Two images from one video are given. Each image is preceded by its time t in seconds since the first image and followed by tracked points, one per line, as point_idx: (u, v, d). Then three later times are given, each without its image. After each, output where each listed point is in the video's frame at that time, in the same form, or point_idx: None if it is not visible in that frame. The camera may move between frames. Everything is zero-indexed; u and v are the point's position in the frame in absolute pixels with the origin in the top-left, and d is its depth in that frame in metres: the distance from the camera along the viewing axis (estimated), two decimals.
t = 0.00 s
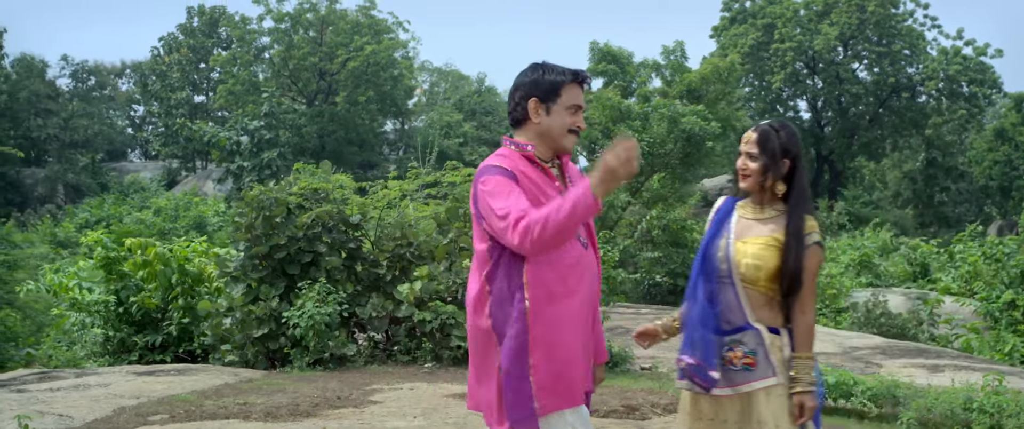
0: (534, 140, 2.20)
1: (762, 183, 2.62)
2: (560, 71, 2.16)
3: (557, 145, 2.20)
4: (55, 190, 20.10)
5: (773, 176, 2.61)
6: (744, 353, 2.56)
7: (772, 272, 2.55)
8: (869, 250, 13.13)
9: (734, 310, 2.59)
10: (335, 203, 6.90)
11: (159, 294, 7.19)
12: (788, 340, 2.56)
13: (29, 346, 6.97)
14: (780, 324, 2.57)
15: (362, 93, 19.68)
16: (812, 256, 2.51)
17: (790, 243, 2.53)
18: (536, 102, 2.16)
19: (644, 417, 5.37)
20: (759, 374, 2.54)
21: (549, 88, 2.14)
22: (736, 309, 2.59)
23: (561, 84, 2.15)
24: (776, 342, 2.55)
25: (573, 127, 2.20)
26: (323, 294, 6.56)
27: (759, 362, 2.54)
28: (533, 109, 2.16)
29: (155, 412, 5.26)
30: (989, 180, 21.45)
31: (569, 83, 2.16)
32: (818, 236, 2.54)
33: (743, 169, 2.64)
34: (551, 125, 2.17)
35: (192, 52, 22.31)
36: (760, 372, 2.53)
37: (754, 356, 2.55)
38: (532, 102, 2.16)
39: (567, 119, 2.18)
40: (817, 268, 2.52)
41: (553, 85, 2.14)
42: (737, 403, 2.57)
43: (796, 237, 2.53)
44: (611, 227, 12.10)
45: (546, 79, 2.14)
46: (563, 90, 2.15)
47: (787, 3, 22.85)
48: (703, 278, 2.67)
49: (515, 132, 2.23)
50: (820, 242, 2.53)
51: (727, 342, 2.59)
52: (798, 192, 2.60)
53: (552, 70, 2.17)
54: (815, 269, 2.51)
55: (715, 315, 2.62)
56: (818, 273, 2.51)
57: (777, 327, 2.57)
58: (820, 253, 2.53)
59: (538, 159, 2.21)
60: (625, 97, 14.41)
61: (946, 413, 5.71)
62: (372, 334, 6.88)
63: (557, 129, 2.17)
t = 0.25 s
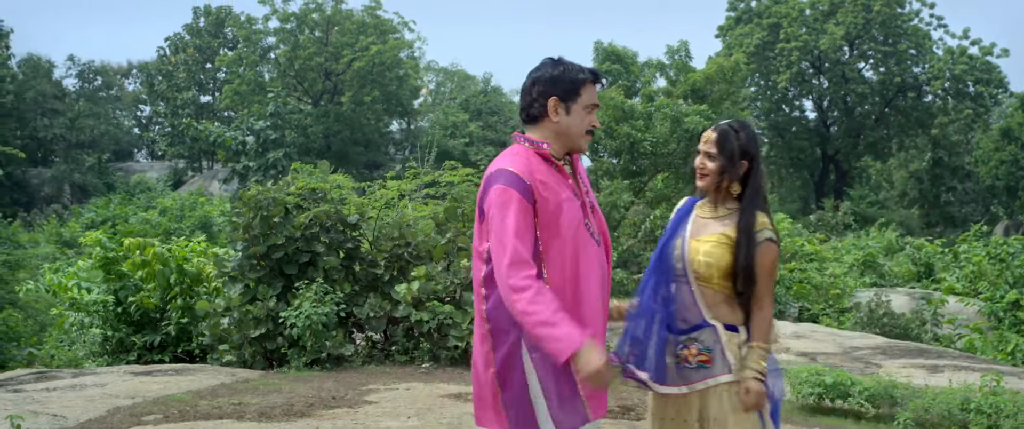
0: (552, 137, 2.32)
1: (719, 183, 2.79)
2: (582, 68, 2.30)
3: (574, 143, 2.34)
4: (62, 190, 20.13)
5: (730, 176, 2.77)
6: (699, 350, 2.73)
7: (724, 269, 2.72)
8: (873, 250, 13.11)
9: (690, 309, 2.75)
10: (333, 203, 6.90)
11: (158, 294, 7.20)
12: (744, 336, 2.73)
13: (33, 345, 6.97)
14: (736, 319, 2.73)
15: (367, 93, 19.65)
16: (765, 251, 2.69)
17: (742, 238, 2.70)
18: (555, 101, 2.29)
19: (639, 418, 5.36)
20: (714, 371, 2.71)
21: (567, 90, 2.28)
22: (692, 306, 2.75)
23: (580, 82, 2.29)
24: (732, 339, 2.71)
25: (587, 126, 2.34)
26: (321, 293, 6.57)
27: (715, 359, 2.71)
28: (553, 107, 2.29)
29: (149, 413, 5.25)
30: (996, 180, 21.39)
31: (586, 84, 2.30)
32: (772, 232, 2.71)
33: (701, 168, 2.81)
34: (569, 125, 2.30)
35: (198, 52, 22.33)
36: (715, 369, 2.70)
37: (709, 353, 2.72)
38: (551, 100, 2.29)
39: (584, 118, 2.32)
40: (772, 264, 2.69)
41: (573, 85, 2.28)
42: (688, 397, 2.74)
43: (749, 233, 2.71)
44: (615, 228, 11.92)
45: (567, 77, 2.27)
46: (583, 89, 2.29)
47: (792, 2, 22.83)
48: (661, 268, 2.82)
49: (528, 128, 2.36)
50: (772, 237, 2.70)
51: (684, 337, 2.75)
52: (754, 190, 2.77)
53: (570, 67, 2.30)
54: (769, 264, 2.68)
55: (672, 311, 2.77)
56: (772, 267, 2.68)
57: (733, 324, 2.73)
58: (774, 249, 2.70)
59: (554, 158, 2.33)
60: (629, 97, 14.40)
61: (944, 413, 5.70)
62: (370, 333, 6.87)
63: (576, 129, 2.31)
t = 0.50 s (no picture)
0: (555, 139, 2.38)
1: (694, 181, 2.73)
2: (591, 73, 2.36)
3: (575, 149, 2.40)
4: (69, 191, 20.17)
5: (705, 176, 2.71)
6: (668, 347, 2.71)
7: (690, 265, 2.69)
8: (879, 250, 13.09)
9: (664, 306, 2.74)
10: (332, 202, 6.89)
11: (158, 294, 7.20)
12: (717, 335, 2.70)
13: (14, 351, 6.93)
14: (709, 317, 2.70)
15: (374, 93, 19.64)
16: (727, 248, 2.62)
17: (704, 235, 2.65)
18: (563, 104, 2.35)
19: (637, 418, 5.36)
20: (684, 369, 2.68)
21: (577, 92, 2.34)
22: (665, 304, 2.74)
23: (589, 87, 2.35)
24: (703, 338, 2.68)
25: (592, 132, 2.40)
26: (320, 294, 6.56)
27: (683, 357, 2.68)
28: (560, 110, 2.35)
29: (144, 413, 5.24)
30: (1004, 179, 21.35)
31: (595, 88, 2.37)
32: (740, 228, 2.64)
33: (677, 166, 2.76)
34: (575, 127, 2.36)
35: (205, 52, 22.37)
36: (685, 367, 2.68)
37: (677, 350, 2.70)
38: (559, 103, 2.34)
39: (591, 121, 2.38)
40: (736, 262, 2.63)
41: (581, 89, 2.34)
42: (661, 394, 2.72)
43: (714, 229, 2.65)
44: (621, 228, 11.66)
45: (576, 80, 2.33)
46: (589, 94, 2.35)
47: (799, 2, 22.81)
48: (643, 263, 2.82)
49: (533, 129, 2.42)
50: (737, 232, 2.63)
51: (657, 334, 2.75)
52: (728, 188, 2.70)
53: (580, 72, 2.36)
54: (729, 263, 2.61)
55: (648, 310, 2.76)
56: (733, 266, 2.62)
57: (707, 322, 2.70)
58: (740, 246, 2.63)
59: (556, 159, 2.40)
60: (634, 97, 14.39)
61: (943, 414, 5.71)
62: (370, 334, 6.86)
63: (580, 130, 2.36)
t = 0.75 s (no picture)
0: (547, 144, 2.50)
1: (666, 179, 2.66)
2: (587, 87, 2.45)
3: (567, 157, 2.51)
4: (76, 191, 20.23)
5: (678, 175, 2.65)
6: (632, 342, 2.65)
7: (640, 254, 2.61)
8: (883, 249, 13.07)
9: (629, 300, 2.67)
10: (330, 202, 6.88)
11: (158, 294, 7.21)
12: (681, 333, 2.67)
13: None
14: (671, 316, 2.68)
15: (380, 93, 19.63)
16: (666, 231, 2.55)
17: (651, 217, 2.59)
18: (556, 117, 2.47)
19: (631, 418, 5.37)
20: (646, 365, 2.64)
21: (572, 104, 2.44)
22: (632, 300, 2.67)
23: (586, 100, 2.45)
24: (667, 335, 2.65)
25: (588, 144, 2.50)
26: (318, 294, 6.56)
27: (646, 353, 2.64)
28: (553, 123, 2.47)
29: (139, 414, 5.24)
30: (1011, 179, 21.30)
31: (592, 102, 2.45)
32: (691, 219, 2.57)
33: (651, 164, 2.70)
34: (568, 136, 2.47)
35: (211, 53, 22.41)
36: (645, 363, 2.63)
37: (641, 346, 2.64)
38: (552, 115, 2.47)
39: (586, 133, 2.48)
40: (674, 244, 2.56)
41: (576, 102, 2.44)
42: (627, 392, 2.67)
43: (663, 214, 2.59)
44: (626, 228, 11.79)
45: (571, 88, 2.44)
46: (585, 106, 2.45)
47: (805, 1, 22.79)
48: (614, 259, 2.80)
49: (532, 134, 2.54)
50: (682, 219, 2.56)
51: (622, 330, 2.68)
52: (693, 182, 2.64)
53: (573, 79, 2.47)
54: (662, 241, 2.53)
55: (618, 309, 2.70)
56: (669, 246, 2.54)
57: (671, 319, 2.68)
58: (683, 232, 2.56)
59: (547, 163, 2.52)
60: (638, 96, 14.38)
61: (941, 415, 5.69)
62: (370, 335, 6.86)
63: (573, 140, 2.47)
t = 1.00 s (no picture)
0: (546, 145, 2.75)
1: (634, 177, 2.76)
2: (584, 95, 2.65)
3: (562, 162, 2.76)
4: (84, 191, 20.28)
5: (643, 172, 2.74)
6: (601, 338, 2.70)
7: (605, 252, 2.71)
8: (889, 249, 13.04)
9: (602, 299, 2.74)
10: (329, 203, 6.88)
11: (158, 294, 7.21)
12: (648, 331, 2.71)
13: None
14: (638, 313, 2.73)
15: (386, 93, 19.64)
16: (620, 224, 2.64)
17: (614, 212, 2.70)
18: (552, 125, 2.71)
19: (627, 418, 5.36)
20: (611, 360, 2.68)
21: (566, 112, 2.65)
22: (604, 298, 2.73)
23: (578, 110, 2.65)
24: (632, 334, 2.70)
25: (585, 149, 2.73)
26: (316, 294, 6.55)
27: (611, 348, 2.68)
28: (549, 129, 2.72)
29: (134, 414, 5.24)
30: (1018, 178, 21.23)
31: (587, 112, 2.66)
32: (646, 214, 2.66)
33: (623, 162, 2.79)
34: (563, 143, 2.72)
35: (218, 53, 22.45)
36: (610, 359, 2.68)
37: (606, 342, 2.69)
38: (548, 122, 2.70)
39: (580, 142, 2.71)
40: (630, 239, 2.65)
41: (571, 110, 2.65)
42: (599, 388, 2.73)
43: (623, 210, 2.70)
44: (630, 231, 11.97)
45: (564, 94, 2.65)
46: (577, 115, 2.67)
47: (812, 1, 22.77)
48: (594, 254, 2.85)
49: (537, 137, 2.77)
50: (635, 213, 2.65)
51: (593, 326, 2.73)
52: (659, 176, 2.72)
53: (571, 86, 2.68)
54: (614, 236, 2.63)
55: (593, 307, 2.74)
56: (623, 241, 2.63)
57: (637, 317, 2.72)
58: (636, 227, 2.65)
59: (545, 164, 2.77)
60: (644, 96, 14.36)
61: (939, 415, 5.67)
62: (369, 335, 6.85)
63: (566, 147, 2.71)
